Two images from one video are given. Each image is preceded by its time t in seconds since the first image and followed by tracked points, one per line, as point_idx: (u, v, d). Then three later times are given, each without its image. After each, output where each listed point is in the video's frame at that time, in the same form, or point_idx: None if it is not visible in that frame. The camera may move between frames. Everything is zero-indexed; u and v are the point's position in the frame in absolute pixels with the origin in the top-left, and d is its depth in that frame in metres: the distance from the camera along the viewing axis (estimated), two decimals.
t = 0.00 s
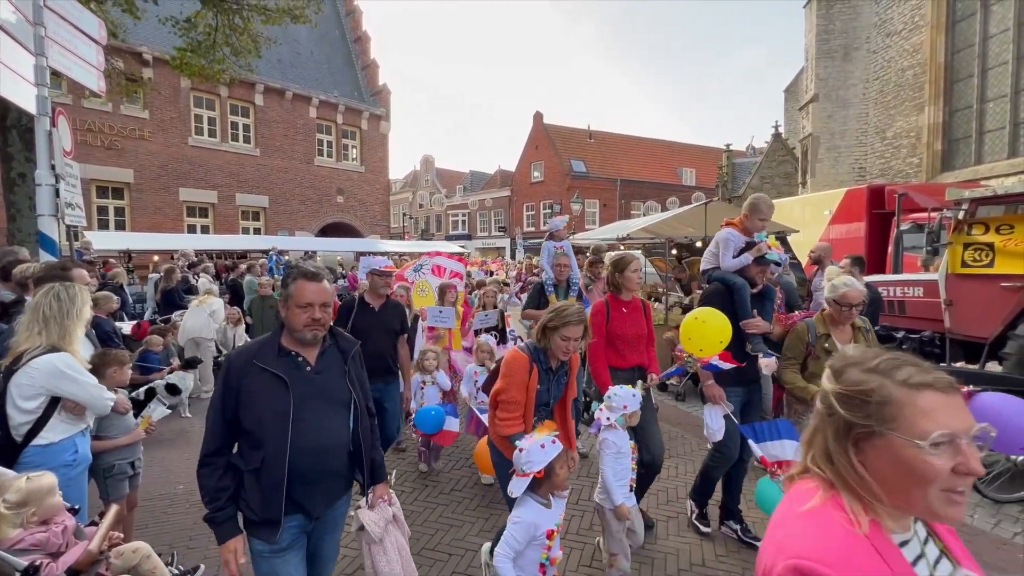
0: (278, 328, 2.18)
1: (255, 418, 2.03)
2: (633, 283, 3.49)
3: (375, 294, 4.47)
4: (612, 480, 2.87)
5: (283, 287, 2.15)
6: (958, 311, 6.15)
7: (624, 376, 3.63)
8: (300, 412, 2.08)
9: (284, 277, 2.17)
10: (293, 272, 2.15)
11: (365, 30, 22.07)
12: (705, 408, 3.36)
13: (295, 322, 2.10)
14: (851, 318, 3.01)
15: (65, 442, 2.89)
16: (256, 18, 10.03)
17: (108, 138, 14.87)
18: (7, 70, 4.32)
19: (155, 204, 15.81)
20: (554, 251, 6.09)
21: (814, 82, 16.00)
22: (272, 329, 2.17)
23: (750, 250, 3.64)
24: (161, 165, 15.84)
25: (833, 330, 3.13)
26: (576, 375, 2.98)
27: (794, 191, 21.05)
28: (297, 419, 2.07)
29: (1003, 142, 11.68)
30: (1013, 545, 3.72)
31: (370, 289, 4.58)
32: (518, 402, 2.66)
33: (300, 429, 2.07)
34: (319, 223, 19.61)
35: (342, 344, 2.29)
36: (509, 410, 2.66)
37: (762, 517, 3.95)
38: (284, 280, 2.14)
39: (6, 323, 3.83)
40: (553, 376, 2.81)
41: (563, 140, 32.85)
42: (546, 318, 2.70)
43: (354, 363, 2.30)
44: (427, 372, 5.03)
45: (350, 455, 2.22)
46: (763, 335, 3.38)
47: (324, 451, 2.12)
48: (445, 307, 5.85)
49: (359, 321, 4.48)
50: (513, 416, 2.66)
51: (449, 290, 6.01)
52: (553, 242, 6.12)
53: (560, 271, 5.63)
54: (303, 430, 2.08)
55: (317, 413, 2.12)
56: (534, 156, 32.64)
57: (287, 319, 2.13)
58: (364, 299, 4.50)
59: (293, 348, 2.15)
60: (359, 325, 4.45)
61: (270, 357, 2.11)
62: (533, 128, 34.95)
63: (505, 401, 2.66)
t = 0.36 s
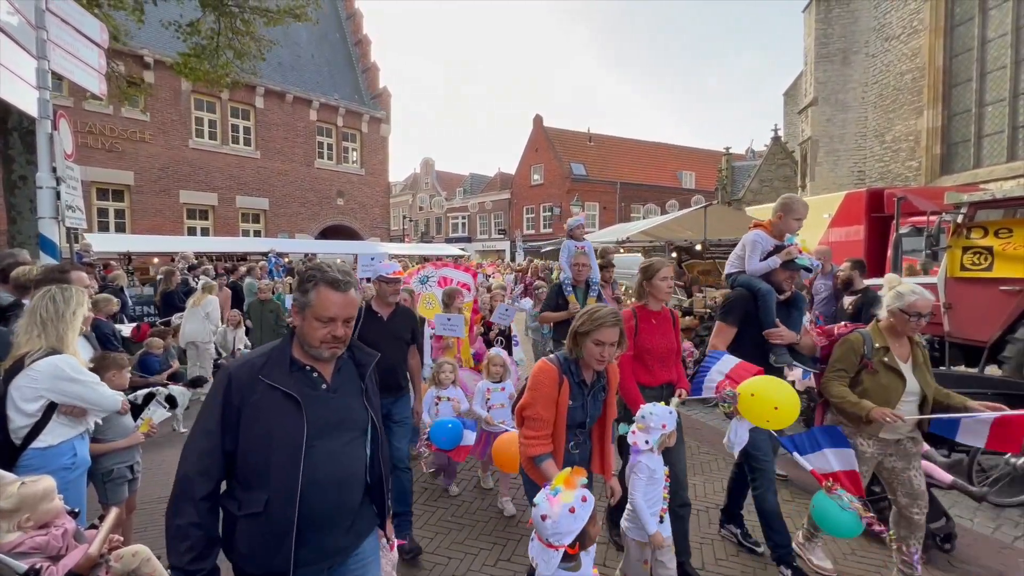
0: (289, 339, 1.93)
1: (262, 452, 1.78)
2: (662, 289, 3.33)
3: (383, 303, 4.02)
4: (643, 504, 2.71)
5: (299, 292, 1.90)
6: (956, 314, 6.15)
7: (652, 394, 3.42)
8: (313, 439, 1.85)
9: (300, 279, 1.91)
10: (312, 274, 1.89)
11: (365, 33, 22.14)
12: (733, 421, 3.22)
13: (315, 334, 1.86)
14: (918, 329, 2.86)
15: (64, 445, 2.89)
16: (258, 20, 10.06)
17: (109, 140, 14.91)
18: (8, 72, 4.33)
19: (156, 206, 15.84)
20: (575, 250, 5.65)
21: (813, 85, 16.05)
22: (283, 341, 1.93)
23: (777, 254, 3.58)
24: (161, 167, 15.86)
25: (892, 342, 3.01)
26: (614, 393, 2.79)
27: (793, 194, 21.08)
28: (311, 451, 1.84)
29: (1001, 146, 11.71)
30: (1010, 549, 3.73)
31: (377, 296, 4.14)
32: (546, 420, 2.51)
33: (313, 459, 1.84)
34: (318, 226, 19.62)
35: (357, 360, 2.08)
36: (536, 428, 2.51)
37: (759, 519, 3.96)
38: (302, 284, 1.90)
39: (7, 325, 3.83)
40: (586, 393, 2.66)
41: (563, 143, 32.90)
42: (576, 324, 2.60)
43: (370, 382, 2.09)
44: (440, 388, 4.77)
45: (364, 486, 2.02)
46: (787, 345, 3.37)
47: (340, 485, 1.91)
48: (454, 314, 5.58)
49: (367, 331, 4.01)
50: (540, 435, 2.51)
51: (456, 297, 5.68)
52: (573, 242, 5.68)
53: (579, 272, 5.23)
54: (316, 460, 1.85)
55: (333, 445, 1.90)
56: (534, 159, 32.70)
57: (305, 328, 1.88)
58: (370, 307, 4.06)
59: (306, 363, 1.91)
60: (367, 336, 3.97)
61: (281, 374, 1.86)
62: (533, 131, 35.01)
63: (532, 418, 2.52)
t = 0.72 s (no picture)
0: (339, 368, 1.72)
1: (314, 503, 1.58)
2: (696, 291, 3.34)
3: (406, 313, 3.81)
4: (687, 535, 2.63)
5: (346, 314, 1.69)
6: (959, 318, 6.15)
7: (689, 403, 3.40)
8: (372, 485, 1.63)
9: (350, 299, 1.70)
10: (363, 294, 1.67)
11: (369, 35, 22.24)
12: (779, 448, 3.05)
13: (367, 364, 1.64)
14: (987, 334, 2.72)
15: (73, 446, 2.92)
16: (262, 23, 10.12)
17: (114, 142, 15.02)
18: (19, 75, 4.39)
19: (160, 207, 15.94)
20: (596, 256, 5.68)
21: (816, 88, 16.05)
22: (332, 369, 1.71)
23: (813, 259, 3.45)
24: (166, 169, 15.96)
25: (965, 349, 2.85)
26: (668, 413, 2.46)
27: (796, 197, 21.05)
28: (370, 500, 1.62)
29: (1005, 149, 11.69)
30: (1014, 553, 3.71)
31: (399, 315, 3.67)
32: (596, 437, 2.24)
33: (372, 508, 1.63)
34: (321, 227, 19.68)
35: (417, 389, 1.86)
36: (586, 447, 2.24)
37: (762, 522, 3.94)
38: (350, 304, 1.68)
39: (16, 326, 3.88)
40: (637, 409, 2.36)
41: (565, 145, 32.93)
42: (620, 328, 2.40)
43: (433, 415, 1.87)
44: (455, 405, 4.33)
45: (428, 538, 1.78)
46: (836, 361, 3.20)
47: (401, 539, 1.68)
48: (468, 318, 5.51)
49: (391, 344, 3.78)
50: (592, 457, 2.23)
51: (471, 299, 5.65)
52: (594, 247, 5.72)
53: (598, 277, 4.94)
54: (375, 510, 1.63)
55: (393, 492, 1.67)
56: (536, 160, 32.75)
57: (355, 355, 1.67)
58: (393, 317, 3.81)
59: (360, 395, 1.69)
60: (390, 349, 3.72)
61: (332, 409, 1.64)
62: (536, 133, 35.07)
63: (582, 435, 2.25)
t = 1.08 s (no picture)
0: (411, 385, 1.50)
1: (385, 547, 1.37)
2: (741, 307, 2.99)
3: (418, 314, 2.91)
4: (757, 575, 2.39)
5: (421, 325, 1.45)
6: (967, 320, 6.11)
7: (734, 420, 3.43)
8: (451, 529, 1.43)
9: (426, 308, 1.45)
10: (445, 304, 1.41)
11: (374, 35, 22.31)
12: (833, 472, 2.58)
13: (445, 388, 1.41)
14: None
15: (83, 442, 2.94)
16: (269, 23, 10.18)
17: (122, 141, 15.12)
18: (30, 76, 4.43)
19: (166, 206, 16.04)
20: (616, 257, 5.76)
21: (822, 89, 15.98)
22: (402, 388, 1.49)
23: (867, 263, 2.89)
24: (172, 168, 16.06)
25: None
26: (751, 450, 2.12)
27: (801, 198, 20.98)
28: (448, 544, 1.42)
29: (1013, 150, 11.61)
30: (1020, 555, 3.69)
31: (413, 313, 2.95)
32: (679, 484, 1.84)
33: (449, 554, 1.42)
34: (326, 226, 19.76)
35: (493, 407, 1.68)
36: (669, 496, 1.83)
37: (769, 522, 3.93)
38: (427, 314, 1.43)
39: (29, 323, 3.92)
40: (721, 445, 2.01)
41: (569, 145, 32.93)
42: (693, 343, 2.06)
43: (511, 440, 1.69)
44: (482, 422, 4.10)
45: None
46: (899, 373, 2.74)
47: None
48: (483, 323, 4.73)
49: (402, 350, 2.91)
50: (676, 509, 1.82)
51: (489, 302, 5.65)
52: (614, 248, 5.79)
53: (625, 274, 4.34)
54: (453, 560, 1.43)
55: (471, 533, 1.47)
56: (540, 161, 32.76)
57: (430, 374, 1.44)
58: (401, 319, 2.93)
59: (436, 418, 1.48)
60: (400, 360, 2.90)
61: (404, 437, 1.43)
62: (539, 133, 35.05)
63: (656, 481, 1.85)
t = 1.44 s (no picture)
0: (519, 437, 1.16)
1: None
2: (793, 307, 2.82)
3: (432, 316, 2.83)
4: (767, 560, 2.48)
5: (535, 348, 1.15)
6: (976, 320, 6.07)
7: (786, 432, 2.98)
8: None
9: (542, 324, 1.17)
10: (569, 320, 1.12)
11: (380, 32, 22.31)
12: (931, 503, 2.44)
13: (573, 440, 1.07)
14: None
15: (96, 436, 2.97)
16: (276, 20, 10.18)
17: (129, 138, 15.20)
18: (41, 72, 4.45)
19: (174, 202, 16.13)
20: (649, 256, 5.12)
21: (831, 86, 15.84)
22: (505, 442, 1.14)
23: (961, 262, 2.79)
24: (179, 165, 16.15)
25: None
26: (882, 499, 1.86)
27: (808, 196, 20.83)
28: None
29: None
30: None
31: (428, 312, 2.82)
32: (807, 546, 1.57)
33: None
34: (331, 223, 19.82)
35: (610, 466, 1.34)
36: (792, 561, 1.55)
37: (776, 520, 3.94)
38: (544, 334, 1.14)
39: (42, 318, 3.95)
40: (854, 493, 1.76)
41: (574, 142, 32.84)
42: (814, 363, 1.84)
43: (627, 510, 1.36)
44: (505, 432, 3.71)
45: None
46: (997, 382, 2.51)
47: None
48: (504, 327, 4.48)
49: (416, 356, 2.76)
50: None
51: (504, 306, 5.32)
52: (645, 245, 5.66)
53: (663, 277, 4.21)
54: None
55: None
56: (545, 158, 32.69)
57: (544, 417, 1.11)
58: (416, 322, 2.83)
59: (553, 487, 1.14)
60: (414, 367, 2.76)
61: (516, 516, 1.07)
62: (545, 130, 34.96)
63: (774, 542, 1.57)
